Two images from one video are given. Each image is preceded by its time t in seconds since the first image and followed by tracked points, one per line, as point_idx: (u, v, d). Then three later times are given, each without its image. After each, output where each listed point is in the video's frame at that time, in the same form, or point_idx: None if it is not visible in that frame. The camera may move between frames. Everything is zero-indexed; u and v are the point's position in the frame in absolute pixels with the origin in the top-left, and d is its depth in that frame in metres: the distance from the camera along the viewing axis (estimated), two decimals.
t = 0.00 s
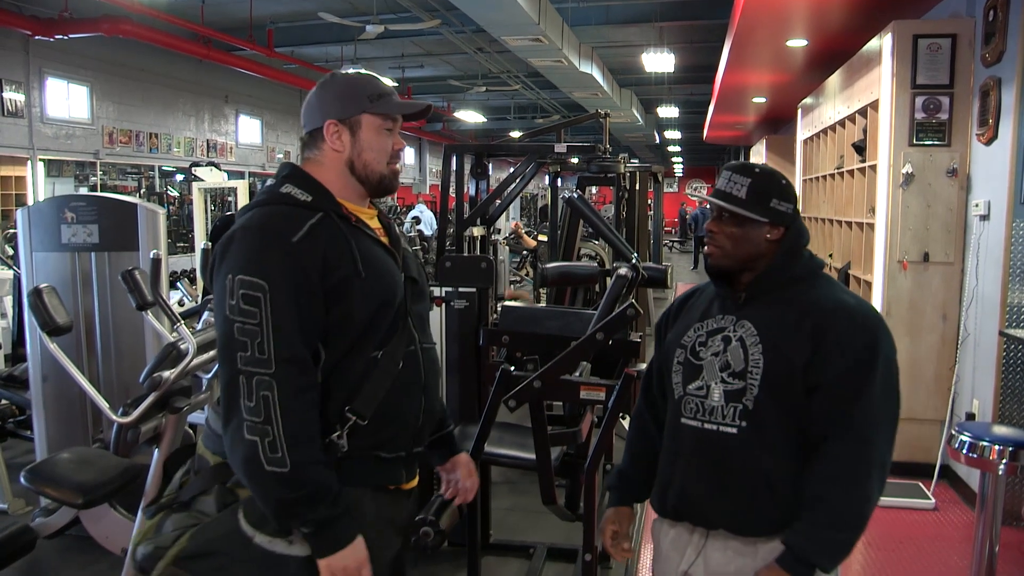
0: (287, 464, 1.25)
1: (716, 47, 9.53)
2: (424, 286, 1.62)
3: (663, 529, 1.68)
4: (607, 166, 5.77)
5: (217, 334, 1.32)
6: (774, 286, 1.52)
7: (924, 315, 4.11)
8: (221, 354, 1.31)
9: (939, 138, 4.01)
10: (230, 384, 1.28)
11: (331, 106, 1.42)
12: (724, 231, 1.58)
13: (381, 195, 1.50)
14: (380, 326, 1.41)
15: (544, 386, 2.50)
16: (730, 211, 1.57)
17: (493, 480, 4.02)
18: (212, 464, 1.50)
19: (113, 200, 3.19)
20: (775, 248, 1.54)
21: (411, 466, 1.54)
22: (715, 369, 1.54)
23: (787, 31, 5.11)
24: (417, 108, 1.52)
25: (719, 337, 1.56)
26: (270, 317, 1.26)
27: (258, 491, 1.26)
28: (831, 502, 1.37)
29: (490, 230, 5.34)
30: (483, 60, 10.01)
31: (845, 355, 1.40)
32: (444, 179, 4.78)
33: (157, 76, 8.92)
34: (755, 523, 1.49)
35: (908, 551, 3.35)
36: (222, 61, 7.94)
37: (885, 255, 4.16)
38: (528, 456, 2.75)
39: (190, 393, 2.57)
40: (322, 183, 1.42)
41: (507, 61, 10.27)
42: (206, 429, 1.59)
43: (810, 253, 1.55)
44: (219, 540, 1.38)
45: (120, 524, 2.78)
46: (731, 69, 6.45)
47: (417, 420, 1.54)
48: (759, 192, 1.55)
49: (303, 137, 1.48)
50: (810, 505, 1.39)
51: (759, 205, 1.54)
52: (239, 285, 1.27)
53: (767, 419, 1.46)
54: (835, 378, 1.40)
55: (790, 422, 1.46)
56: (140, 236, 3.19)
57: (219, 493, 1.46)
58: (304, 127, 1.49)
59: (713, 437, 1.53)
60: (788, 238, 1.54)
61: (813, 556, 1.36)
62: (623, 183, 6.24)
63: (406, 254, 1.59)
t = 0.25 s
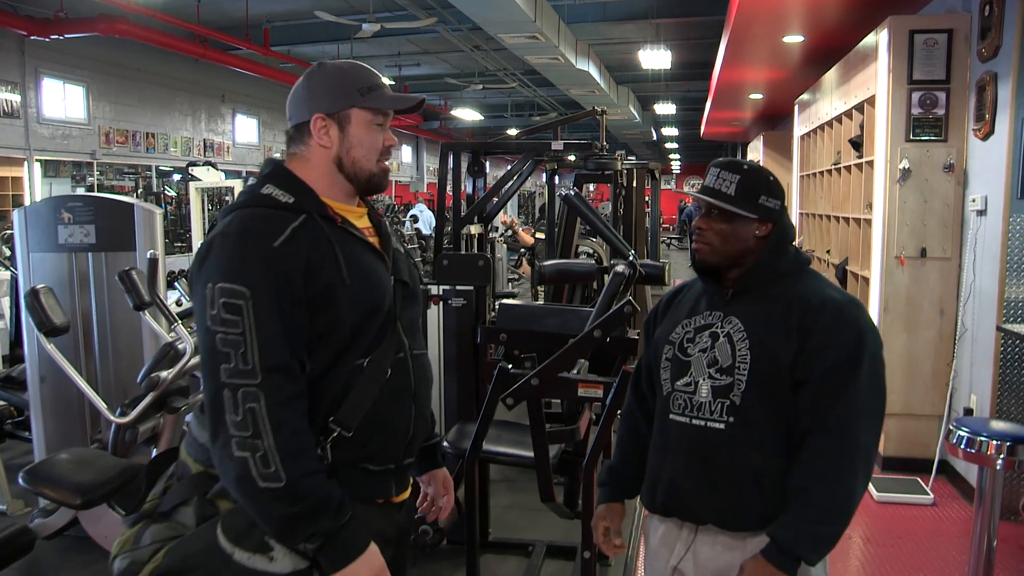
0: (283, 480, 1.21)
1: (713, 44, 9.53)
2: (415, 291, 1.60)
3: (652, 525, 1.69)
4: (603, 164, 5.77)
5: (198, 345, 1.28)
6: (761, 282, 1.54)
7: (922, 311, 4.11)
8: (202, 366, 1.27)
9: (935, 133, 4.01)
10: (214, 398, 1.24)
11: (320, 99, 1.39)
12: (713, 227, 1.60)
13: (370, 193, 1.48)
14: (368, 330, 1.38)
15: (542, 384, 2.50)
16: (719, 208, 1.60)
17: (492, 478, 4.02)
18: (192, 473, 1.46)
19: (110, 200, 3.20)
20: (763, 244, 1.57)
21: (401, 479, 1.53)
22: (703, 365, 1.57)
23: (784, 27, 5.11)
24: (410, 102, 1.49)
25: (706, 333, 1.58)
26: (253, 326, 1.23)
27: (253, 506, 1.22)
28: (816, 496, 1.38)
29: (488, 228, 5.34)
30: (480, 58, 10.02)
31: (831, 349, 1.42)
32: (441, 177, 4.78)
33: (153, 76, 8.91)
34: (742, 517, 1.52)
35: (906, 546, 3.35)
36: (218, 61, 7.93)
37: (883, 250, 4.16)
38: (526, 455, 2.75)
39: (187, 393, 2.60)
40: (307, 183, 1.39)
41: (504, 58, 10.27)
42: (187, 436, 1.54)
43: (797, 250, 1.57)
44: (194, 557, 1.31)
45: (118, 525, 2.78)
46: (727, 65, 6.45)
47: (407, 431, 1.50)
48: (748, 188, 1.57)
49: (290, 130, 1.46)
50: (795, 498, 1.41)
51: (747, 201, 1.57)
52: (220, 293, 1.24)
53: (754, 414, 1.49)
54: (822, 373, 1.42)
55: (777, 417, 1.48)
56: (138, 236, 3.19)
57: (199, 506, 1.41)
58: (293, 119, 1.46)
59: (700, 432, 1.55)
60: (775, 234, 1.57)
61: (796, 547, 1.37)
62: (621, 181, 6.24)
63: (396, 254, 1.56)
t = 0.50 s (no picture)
0: (258, 461, 1.19)
1: (712, 44, 9.54)
2: (407, 295, 1.58)
3: (643, 523, 1.70)
4: (603, 163, 5.77)
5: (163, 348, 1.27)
6: (752, 284, 1.54)
7: (921, 310, 4.11)
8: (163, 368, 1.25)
9: (935, 132, 4.01)
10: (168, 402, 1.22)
11: (291, 92, 1.38)
12: (707, 230, 1.61)
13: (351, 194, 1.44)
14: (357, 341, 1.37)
15: (541, 383, 2.51)
16: (713, 210, 1.61)
17: (492, 478, 4.02)
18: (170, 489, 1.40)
19: (110, 200, 3.20)
20: (755, 246, 1.58)
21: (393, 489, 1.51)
22: (696, 366, 1.57)
23: (783, 27, 5.11)
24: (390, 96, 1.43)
25: (699, 334, 1.58)
26: (210, 333, 1.19)
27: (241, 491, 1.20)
28: (812, 495, 1.39)
29: (487, 227, 5.35)
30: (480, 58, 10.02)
31: (826, 349, 1.43)
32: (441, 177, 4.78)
33: (153, 76, 8.91)
34: (735, 518, 1.51)
35: (906, 546, 3.35)
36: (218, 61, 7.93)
37: (883, 250, 4.15)
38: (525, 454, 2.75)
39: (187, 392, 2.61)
40: (292, 186, 1.37)
41: (503, 58, 10.27)
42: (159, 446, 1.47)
43: (790, 252, 1.58)
44: None
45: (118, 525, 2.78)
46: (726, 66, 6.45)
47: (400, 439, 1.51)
48: (742, 191, 1.59)
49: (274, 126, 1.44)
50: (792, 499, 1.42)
51: (741, 203, 1.58)
52: (184, 296, 1.21)
53: (748, 415, 1.49)
54: (817, 373, 1.43)
55: (771, 417, 1.48)
56: (137, 236, 3.20)
57: (179, 526, 1.36)
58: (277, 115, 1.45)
59: (693, 433, 1.55)
60: (768, 236, 1.58)
61: (796, 547, 1.37)
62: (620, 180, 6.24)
63: (386, 260, 1.54)
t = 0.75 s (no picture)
0: (269, 413, 1.15)
1: (709, 42, 9.54)
2: (392, 291, 1.53)
3: (639, 520, 1.70)
4: (600, 161, 5.77)
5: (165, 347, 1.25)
6: (745, 281, 1.55)
7: (918, 307, 4.12)
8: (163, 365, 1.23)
9: (932, 130, 4.01)
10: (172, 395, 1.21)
11: (276, 91, 1.31)
12: (704, 227, 1.61)
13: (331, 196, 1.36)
14: (342, 340, 1.33)
15: (539, 381, 2.51)
16: (710, 208, 1.61)
17: (490, 475, 4.02)
18: (157, 502, 1.33)
19: (107, 199, 3.20)
20: (750, 244, 1.59)
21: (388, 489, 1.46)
22: (691, 364, 1.57)
23: (780, 25, 5.11)
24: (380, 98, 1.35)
25: (694, 332, 1.59)
26: (199, 326, 1.17)
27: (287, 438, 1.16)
28: (808, 492, 1.39)
29: (484, 225, 5.34)
30: (477, 56, 10.02)
31: (822, 346, 1.43)
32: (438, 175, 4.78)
33: (150, 74, 8.90)
34: (730, 515, 1.51)
35: (904, 543, 3.35)
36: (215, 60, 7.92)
37: (881, 247, 4.16)
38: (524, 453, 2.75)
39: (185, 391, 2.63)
40: (271, 182, 1.33)
41: (500, 56, 10.27)
42: (145, 457, 1.40)
43: (785, 252, 1.58)
44: None
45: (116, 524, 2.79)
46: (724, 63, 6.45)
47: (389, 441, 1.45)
48: (740, 189, 1.59)
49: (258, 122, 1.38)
50: (789, 498, 1.42)
51: (738, 201, 1.59)
52: (168, 296, 1.19)
53: (744, 412, 1.49)
54: (814, 371, 1.43)
55: (766, 415, 1.49)
56: (134, 235, 3.20)
57: (169, 540, 1.28)
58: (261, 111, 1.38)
59: (687, 430, 1.55)
60: (763, 234, 1.58)
61: (795, 545, 1.37)
62: (617, 178, 6.25)
63: (370, 256, 1.50)
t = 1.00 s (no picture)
0: (277, 472, 1.08)
1: (708, 40, 9.55)
2: (398, 284, 1.48)
3: (639, 518, 1.70)
4: (600, 160, 5.78)
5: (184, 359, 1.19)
6: (746, 279, 1.55)
7: (917, 306, 4.12)
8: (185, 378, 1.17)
9: (931, 128, 4.01)
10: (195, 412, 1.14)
11: (256, 91, 1.30)
12: (703, 226, 1.61)
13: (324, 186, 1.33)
14: (342, 334, 1.27)
15: (538, 380, 2.51)
16: (710, 206, 1.61)
17: (490, 475, 4.02)
18: (168, 493, 1.34)
19: (106, 199, 3.20)
20: (750, 241, 1.59)
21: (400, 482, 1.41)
22: (691, 362, 1.57)
23: (779, 23, 5.11)
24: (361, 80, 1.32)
25: (693, 330, 1.59)
26: (219, 328, 1.13)
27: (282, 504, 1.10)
28: (808, 489, 1.40)
29: (483, 225, 5.34)
30: (477, 55, 10.01)
31: (821, 343, 1.43)
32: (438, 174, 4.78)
33: (148, 74, 8.89)
34: (730, 513, 1.52)
35: (904, 541, 3.35)
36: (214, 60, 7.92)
37: (880, 246, 4.17)
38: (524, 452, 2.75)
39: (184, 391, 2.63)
40: (266, 179, 1.29)
41: (500, 55, 10.27)
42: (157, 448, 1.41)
43: (785, 249, 1.58)
44: None
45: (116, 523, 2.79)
46: (723, 62, 6.45)
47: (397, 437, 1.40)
48: (739, 186, 1.59)
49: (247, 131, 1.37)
50: (788, 495, 1.42)
51: (738, 198, 1.59)
52: (181, 302, 1.13)
53: (743, 409, 1.49)
54: (812, 368, 1.43)
55: (765, 413, 1.49)
56: (133, 235, 3.20)
57: (177, 531, 1.30)
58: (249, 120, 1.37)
59: (687, 428, 1.56)
60: (761, 231, 1.58)
61: (794, 542, 1.37)
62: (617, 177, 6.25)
63: (374, 249, 1.43)
